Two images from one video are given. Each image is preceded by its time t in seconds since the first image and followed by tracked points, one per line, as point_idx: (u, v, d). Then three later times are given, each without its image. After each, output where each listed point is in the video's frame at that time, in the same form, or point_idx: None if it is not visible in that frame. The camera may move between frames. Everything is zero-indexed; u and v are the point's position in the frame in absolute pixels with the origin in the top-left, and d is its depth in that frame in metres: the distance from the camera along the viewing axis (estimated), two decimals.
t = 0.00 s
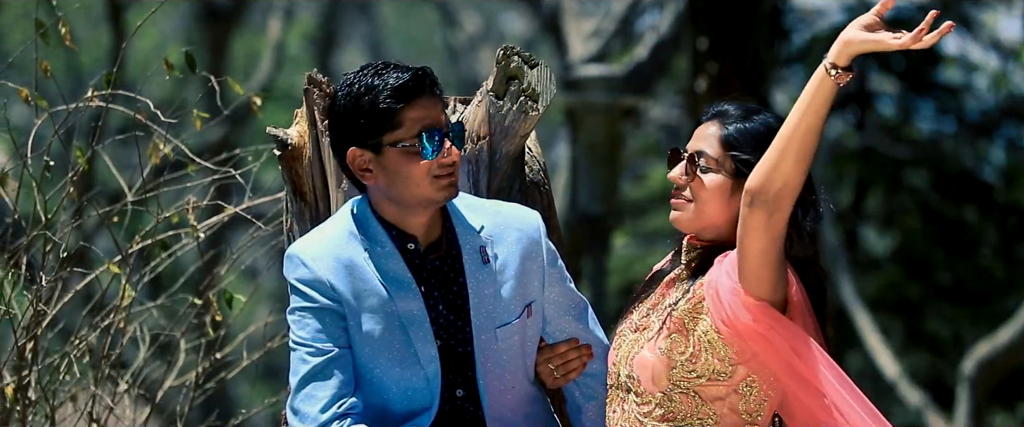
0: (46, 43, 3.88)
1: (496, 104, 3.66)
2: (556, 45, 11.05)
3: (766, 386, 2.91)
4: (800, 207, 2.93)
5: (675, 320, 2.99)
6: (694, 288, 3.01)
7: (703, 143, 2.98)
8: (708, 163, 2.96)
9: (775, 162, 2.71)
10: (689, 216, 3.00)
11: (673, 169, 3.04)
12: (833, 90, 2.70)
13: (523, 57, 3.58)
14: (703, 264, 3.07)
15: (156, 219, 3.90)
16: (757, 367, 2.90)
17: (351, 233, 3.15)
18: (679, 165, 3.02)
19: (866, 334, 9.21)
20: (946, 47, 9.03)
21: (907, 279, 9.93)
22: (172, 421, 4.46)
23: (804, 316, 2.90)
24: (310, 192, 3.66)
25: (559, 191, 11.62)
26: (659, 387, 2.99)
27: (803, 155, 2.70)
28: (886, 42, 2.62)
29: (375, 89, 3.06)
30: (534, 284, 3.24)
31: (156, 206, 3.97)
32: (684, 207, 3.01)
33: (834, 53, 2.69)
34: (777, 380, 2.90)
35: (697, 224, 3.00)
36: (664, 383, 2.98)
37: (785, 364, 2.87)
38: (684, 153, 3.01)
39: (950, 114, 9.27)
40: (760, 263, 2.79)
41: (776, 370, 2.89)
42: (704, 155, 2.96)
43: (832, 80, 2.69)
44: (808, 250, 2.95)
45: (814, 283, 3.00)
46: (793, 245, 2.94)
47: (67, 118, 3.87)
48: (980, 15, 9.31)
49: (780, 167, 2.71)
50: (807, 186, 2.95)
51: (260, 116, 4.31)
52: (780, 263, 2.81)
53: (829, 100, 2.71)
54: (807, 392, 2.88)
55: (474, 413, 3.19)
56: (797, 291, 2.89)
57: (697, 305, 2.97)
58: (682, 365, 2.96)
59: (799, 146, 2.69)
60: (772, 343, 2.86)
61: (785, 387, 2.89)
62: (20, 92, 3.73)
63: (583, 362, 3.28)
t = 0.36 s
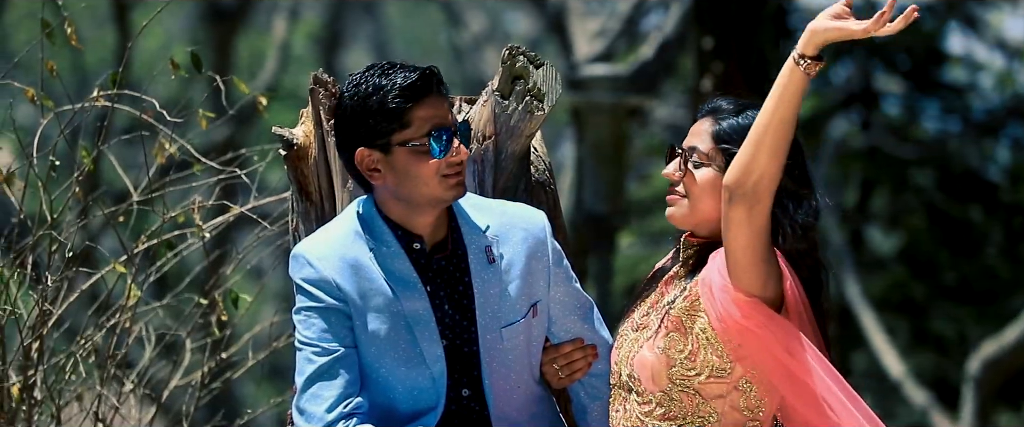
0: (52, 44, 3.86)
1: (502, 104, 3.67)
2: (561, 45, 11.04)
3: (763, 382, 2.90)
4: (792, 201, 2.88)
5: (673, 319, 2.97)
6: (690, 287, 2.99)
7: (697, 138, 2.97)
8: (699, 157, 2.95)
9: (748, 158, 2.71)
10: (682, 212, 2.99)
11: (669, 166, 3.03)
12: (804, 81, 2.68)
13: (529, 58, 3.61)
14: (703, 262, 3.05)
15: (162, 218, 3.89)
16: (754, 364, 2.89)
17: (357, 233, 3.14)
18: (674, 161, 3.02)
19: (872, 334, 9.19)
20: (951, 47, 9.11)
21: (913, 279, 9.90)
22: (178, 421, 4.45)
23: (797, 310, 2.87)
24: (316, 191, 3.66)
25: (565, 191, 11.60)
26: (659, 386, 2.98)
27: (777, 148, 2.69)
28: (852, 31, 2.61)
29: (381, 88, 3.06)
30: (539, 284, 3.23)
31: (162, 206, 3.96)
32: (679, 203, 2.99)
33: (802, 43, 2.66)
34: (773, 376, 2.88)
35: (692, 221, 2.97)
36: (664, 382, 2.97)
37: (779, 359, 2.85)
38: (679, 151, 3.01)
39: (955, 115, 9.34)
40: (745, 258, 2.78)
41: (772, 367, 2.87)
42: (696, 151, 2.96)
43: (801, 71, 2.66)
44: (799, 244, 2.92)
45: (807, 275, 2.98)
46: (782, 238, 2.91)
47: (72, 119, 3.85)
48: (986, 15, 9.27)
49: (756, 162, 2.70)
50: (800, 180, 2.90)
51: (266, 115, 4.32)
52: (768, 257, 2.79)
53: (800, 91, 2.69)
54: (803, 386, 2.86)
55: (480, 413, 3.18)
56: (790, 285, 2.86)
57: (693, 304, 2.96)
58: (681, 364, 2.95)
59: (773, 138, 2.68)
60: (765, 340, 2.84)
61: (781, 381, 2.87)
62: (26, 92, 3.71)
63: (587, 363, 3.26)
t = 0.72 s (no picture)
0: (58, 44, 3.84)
1: (509, 103, 3.66)
2: (567, 44, 11.04)
3: (760, 378, 2.77)
4: (788, 195, 2.82)
5: (671, 315, 2.86)
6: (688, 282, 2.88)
7: (692, 135, 2.88)
8: (693, 154, 2.86)
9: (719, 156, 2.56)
10: (677, 208, 2.91)
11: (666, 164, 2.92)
12: (773, 71, 2.50)
13: (536, 57, 3.59)
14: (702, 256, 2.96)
15: (168, 218, 3.87)
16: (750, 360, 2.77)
17: (364, 233, 3.14)
18: (670, 157, 2.92)
19: (879, 334, 9.17)
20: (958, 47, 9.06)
21: (918, 279, 9.70)
22: (185, 420, 4.44)
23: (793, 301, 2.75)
24: (322, 189, 3.65)
25: (571, 191, 11.59)
26: (658, 384, 2.87)
27: (748, 140, 2.52)
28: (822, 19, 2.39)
29: (388, 87, 3.05)
30: (545, 284, 3.23)
31: (168, 206, 3.94)
32: (675, 199, 2.92)
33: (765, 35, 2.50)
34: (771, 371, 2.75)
35: (687, 216, 2.90)
36: (664, 380, 2.86)
37: (775, 354, 2.72)
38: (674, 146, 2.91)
39: (962, 114, 9.31)
40: (728, 254, 2.64)
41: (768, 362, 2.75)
42: (691, 146, 2.86)
43: (768, 62, 2.50)
44: (796, 236, 2.84)
45: (804, 268, 2.90)
46: (777, 230, 2.83)
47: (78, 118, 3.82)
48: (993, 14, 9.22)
49: (728, 157, 2.54)
50: (795, 173, 2.83)
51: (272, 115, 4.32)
52: (755, 249, 2.65)
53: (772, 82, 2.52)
54: (800, 380, 2.73)
55: (487, 412, 3.19)
56: (784, 275, 2.73)
57: (691, 299, 2.84)
58: (680, 361, 2.83)
59: (743, 133, 2.52)
60: (759, 333, 2.72)
61: (779, 376, 2.74)
62: (32, 91, 3.69)
63: (593, 363, 3.27)
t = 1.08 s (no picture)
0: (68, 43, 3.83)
1: (519, 102, 3.65)
2: (577, 43, 11.02)
3: (755, 374, 2.72)
4: (787, 187, 2.77)
5: (670, 312, 2.83)
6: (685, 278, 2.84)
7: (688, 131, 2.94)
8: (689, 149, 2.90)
9: (686, 152, 2.55)
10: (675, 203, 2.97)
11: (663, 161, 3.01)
12: (732, 62, 2.52)
13: (545, 56, 3.58)
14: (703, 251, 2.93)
15: (178, 217, 3.85)
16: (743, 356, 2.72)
17: (374, 231, 3.13)
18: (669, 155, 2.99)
19: (889, 333, 9.14)
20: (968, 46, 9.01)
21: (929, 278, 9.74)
22: (195, 419, 4.44)
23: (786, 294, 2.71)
24: (332, 189, 3.65)
25: (580, 190, 11.57)
26: (658, 382, 2.83)
27: (711, 136, 2.54)
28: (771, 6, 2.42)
29: (399, 86, 3.04)
30: (556, 283, 3.23)
31: (178, 205, 3.93)
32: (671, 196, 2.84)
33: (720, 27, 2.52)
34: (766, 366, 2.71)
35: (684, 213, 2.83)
36: (663, 377, 2.82)
37: (768, 347, 2.70)
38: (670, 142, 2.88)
39: (972, 113, 9.27)
40: (712, 250, 2.60)
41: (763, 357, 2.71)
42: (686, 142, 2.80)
43: (723, 53, 2.51)
44: (793, 229, 2.81)
45: (800, 261, 2.87)
46: (774, 223, 2.79)
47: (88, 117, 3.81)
48: (1004, 13, 9.17)
49: (696, 152, 2.54)
50: (793, 166, 2.77)
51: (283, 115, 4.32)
52: (738, 242, 2.61)
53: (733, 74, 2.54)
54: (795, 374, 2.71)
55: (497, 411, 3.18)
56: (778, 267, 2.70)
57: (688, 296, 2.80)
58: (679, 357, 2.79)
59: (711, 127, 2.53)
60: (750, 326, 2.70)
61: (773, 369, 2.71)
62: (43, 90, 3.68)
63: (603, 362, 3.26)
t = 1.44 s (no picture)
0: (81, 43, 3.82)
1: (530, 101, 3.65)
2: (588, 43, 11.01)
3: (751, 374, 2.75)
4: (787, 180, 2.85)
5: (672, 309, 2.86)
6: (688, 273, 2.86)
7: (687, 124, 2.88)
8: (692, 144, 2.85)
9: (654, 159, 2.53)
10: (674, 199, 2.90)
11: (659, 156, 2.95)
12: (694, 65, 2.52)
13: (557, 55, 3.56)
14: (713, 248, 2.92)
15: (190, 217, 3.85)
16: (739, 355, 2.75)
17: (387, 231, 3.13)
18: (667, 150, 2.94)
19: (900, 332, 9.09)
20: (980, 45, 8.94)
21: (940, 278, 9.68)
22: (206, 419, 4.43)
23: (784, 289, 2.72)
24: (344, 188, 3.64)
25: (592, 191, 11.54)
26: (663, 378, 2.88)
27: (679, 140, 2.52)
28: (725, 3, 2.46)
29: (411, 85, 3.03)
30: (568, 282, 3.22)
31: (190, 204, 3.92)
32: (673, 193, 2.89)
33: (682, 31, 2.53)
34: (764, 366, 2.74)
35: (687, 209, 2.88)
36: (667, 375, 2.87)
37: (761, 346, 2.72)
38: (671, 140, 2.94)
39: (984, 113, 9.16)
40: (696, 255, 2.59)
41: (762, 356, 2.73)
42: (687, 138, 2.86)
43: (685, 56, 2.51)
44: (793, 222, 2.87)
45: (799, 254, 2.92)
46: (775, 216, 2.85)
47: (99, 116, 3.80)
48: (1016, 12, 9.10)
49: (665, 164, 2.52)
50: (793, 159, 2.86)
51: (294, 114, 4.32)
52: (725, 244, 2.60)
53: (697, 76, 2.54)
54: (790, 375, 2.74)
55: (510, 410, 3.18)
56: (777, 264, 2.71)
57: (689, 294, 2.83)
58: (681, 355, 2.84)
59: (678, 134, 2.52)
60: (744, 325, 2.71)
61: (771, 371, 2.74)
62: (56, 90, 3.68)
63: (614, 362, 3.23)
